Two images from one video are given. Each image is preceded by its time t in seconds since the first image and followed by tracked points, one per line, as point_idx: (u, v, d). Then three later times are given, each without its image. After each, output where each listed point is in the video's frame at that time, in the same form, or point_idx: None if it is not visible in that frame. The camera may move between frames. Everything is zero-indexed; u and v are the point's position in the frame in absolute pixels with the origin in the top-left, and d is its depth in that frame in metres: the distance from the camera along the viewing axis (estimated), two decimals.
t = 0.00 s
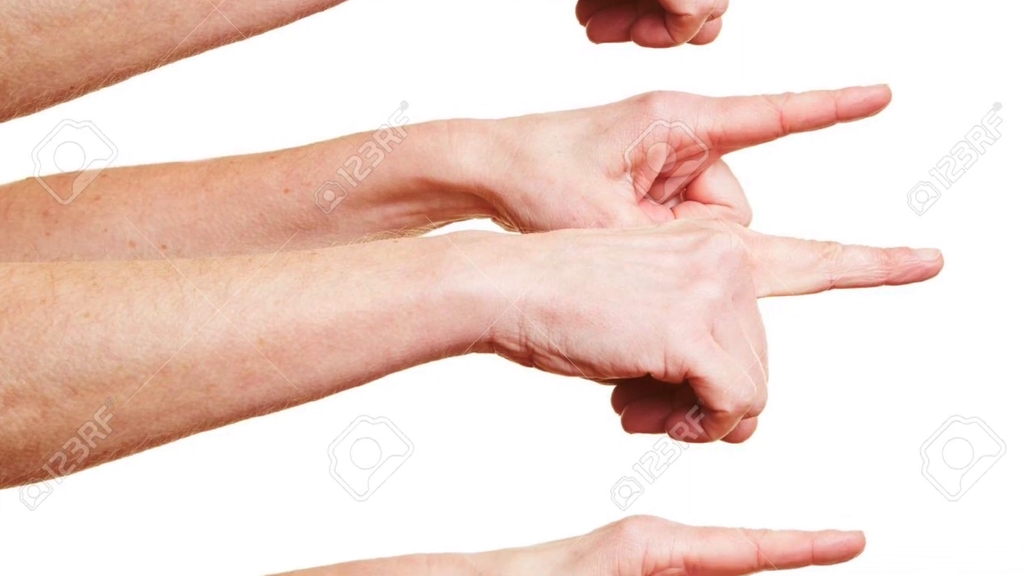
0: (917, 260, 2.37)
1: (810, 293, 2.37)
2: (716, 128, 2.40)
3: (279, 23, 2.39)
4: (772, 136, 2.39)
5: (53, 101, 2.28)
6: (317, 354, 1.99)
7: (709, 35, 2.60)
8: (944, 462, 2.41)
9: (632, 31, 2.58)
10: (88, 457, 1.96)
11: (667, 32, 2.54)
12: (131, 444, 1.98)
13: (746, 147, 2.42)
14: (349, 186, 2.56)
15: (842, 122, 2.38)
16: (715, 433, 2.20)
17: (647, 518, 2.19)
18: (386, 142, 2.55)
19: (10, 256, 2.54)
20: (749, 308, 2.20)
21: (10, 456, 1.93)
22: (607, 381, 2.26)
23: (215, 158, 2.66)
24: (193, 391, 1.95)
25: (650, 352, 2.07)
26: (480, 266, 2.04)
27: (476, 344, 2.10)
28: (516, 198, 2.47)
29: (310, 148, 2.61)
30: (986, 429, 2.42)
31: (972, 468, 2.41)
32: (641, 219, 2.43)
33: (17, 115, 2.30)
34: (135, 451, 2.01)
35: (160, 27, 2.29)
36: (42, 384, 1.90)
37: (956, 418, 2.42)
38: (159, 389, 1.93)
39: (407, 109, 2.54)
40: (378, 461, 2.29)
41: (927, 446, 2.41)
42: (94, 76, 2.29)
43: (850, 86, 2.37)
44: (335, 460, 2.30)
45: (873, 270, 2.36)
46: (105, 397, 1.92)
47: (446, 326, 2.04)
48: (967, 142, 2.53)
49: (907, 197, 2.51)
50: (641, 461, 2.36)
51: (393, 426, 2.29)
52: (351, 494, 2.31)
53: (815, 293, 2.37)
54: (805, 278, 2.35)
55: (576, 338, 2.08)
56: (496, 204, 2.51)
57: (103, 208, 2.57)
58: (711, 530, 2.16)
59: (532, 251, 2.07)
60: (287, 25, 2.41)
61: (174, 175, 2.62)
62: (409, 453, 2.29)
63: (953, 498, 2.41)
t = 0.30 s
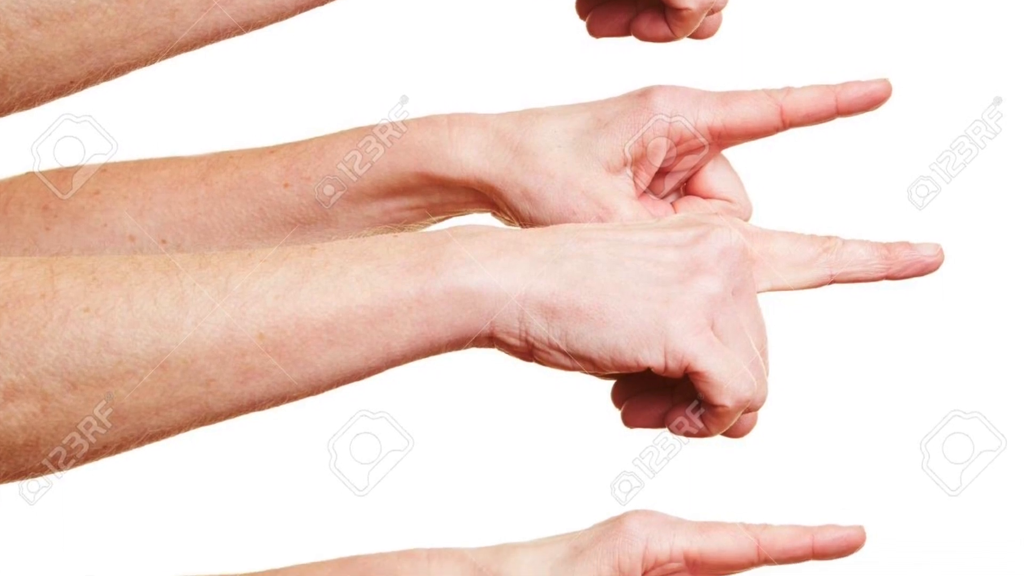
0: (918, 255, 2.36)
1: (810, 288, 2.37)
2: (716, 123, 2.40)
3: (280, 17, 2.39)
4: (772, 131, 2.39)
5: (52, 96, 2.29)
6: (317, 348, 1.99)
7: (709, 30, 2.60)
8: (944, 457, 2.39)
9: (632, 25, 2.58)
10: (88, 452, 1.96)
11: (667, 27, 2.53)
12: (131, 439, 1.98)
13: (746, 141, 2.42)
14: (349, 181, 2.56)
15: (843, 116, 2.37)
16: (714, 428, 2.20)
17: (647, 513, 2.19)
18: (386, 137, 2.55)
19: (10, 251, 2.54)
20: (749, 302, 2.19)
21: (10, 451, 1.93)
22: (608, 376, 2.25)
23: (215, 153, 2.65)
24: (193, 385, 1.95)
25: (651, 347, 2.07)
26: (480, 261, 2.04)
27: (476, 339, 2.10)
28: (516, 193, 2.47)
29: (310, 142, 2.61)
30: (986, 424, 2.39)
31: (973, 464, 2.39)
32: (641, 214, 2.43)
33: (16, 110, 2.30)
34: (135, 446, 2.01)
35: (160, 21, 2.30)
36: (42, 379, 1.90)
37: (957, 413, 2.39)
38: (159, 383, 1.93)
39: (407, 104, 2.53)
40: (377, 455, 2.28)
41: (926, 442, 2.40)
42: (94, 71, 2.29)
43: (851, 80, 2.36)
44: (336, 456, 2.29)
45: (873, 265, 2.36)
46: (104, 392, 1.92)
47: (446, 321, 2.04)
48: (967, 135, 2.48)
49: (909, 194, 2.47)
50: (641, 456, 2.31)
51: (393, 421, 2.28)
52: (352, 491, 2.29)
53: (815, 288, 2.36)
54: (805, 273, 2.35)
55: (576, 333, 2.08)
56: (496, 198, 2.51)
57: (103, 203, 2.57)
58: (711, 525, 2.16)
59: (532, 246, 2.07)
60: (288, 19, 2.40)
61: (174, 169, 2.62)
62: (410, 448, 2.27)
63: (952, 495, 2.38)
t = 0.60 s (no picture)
0: (918, 249, 2.36)
1: (810, 282, 2.36)
2: (716, 118, 2.39)
3: (279, 11, 2.39)
4: (772, 126, 2.39)
5: (53, 90, 2.31)
6: (317, 343, 1.99)
7: (708, 25, 2.60)
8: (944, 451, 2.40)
9: (632, 20, 2.57)
10: (88, 447, 1.96)
11: (667, 21, 2.53)
12: (130, 434, 1.98)
13: (746, 136, 2.42)
14: (349, 175, 2.56)
15: (843, 111, 2.37)
16: (715, 423, 2.20)
17: (647, 508, 2.19)
18: (386, 131, 2.55)
19: (10, 245, 2.54)
20: (750, 297, 2.19)
21: (9, 445, 1.93)
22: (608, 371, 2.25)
23: (215, 148, 2.65)
24: (192, 380, 1.94)
25: (651, 341, 2.07)
26: (480, 256, 2.04)
27: (476, 333, 2.09)
28: (516, 187, 2.47)
29: (310, 137, 2.61)
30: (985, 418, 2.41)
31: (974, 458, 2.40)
32: (641, 208, 2.43)
33: (17, 104, 2.32)
34: (134, 441, 2.00)
35: (160, 16, 2.31)
36: (42, 373, 1.90)
37: (957, 406, 2.40)
38: (159, 378, 1.93)
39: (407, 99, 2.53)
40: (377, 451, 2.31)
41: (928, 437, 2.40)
42: (93, 65, 2.31)
43: (851, 75, 2.36)
44: (336, 450, 2.32)
45: (873, 260, 2.36)
46: (104, 387, 1.92)
47: (446, 315, 2.04)
48: (967, 131, 2.55)
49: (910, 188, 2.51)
50: (642, 451, 2.34)
51: (392, 416, 2.31)
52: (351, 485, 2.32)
53: (816, 282, 2.36)
54: (805, 268, 2.35)
55: (576, 328, 2.08)
56: (496, 193, 2.51)
57: (102, 197, 2.57)
58: (711, 519, 2.16)
59: (532, 240, 2.07)
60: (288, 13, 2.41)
61: (174, 164, 2.62)
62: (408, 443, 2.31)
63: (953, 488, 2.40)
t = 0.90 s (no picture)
0: (918, 244, 2.36)
1: (810, 277, 2.36)
2: (716, 112, 2.39)
3: (280, 5, 2.38)
4: (772, 120, 2.39)
5: (53, 85, 2.33)
6: (316, 338, 1.98)
7: (709, 19, 2.59)
8: (945, 446, 2.41)
9: (632, 14, 2.57)
10: (88, 442, 1.95)
11: (668, 16, 2.53)
12: (130, 428, 1.97)
13: (746, 130, 2.42)
14: (349, 170, 2.56)
15: (844, 106, 2.37)
16: (715, 418, 2.20)
17: (647, 503, 2.19)
18: (386, 126, 2.54)
19: (9, 240, 2.54)
20: (750, 292, 2.19)
21: (9, 440, 1.93)
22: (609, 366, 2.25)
23: (215, 142, 2.65)
24: (192, 375, 1.94)
25: (651, 336, 2.07)
26: (480, 250, 2.04)
27: (476, 328, 2.09)
28: (516, 182, 2.47)
29: (310, 131, 2.61)
30: (986, 414, 2.41)
31: (974, 453, 2.41)
32: (641, 203, 2.42)
33: (17, 99, 2.34)
34: (134, 436, 2.00)
35: (159, 10, 2.32)
36: (42, 368, 1.90)
37: (958, 402, 2.41)
38: (159, 373, 1.93)
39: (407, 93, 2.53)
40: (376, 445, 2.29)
41: (928, 431, 2.41)
42: (93, 60, 2.32)
43: (852, 70, 2.36)
44: (336, 445, 2.30)
45: (874, 254, 2.36)
46: (103, 381, 1.91)
47: (446, 310, 2.04)
48: (968, 125, 2.52)
49: (908, 182, 2.49)
50: (641, 445, 2.33)
51: (392, 412, 2.29)
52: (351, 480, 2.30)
53: (816, 277, 2.36)
54: (805, 263, 2.35)
55: (576, 322, 2.07)
56: (496, 188, 2.51)
57: (102, 191, 2.57)
58: (711, 514, 2.16)
59: (532, 235, 2.07)
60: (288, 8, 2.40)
61: (173, 159, 2.61)
62: (408, 438, 2.29)
63: (954, 483, 2.40)
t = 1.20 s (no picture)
0: (919, 239, 2.36)
1: (810, 272, 2.36)
2: (716, 107, 2.39)
3: None
4: (772, 115, 2.38)
5: (53, 79, 2.33)
6: (316, 333, 1.98)
7: (708, 14, 2.58)
8: (945, 441, 2.41)
9: (633, 9, 2.57)
10: (88, 437, 1.95)
11: (668, 10, 2.53)
12: (130, 423, 1.97)
13: (747, 125, 2.41)
14: (349, 165, 2.56)
15: (844, 100, 2.37)
16: (715, 413, 2.19)
17: (647, 498, 2.19)
18: (386, 121, 2.54)
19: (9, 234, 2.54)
20: (750, 287, 2.19)
21: (9, 435, 1.93)
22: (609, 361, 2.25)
23: (214, 137, 2.65)
24: (192, 369, 1.94)
25: (651, 331, 2.06)
26: (480, 245, 2.04)
27: (476, 322, 2.09)
28: (516, 177, 2.46)
29: (309, 126, 2.61)
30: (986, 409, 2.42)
31: (973, 448, 2.41)
32: (641, 198, 2.42)
33: (17, 94, 2.34)
34: (134, 430, 2.00)
35: (159, 5, 2.32)
36: (41, 363, 1.89)
37: (958, 398, 2.41)
38: (158, 368, 1.92)
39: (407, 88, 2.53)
40: (377, 440, 2.31)
41: (928, 426, 2.41)
42: (92, 54, 2.32)
43: (852, 64, 2.36)
44: (336, 440, 2.32)
45: (874, 249, 2.36)
46: (103, 376, 1.91)
47: (446, 305, 2.04)
48: (968, 121, 2.53)
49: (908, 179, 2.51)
50: (641, 440, 2.32)
51: (392, 406, 2.31)
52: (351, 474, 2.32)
53: (816, 272, 2.36)
54: (806, 258, 2.35)
55: (576, 317, 2.07)
56: (496, 182, 2.50)
57: (101, 186, 2.57)
58: (711, 509, 2.16)
59: (532, 230, 2.07)
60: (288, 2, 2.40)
61: (173, 153, 2.61)
62: (409, 432, 2.30)
63: (953, 478, 2.41)
